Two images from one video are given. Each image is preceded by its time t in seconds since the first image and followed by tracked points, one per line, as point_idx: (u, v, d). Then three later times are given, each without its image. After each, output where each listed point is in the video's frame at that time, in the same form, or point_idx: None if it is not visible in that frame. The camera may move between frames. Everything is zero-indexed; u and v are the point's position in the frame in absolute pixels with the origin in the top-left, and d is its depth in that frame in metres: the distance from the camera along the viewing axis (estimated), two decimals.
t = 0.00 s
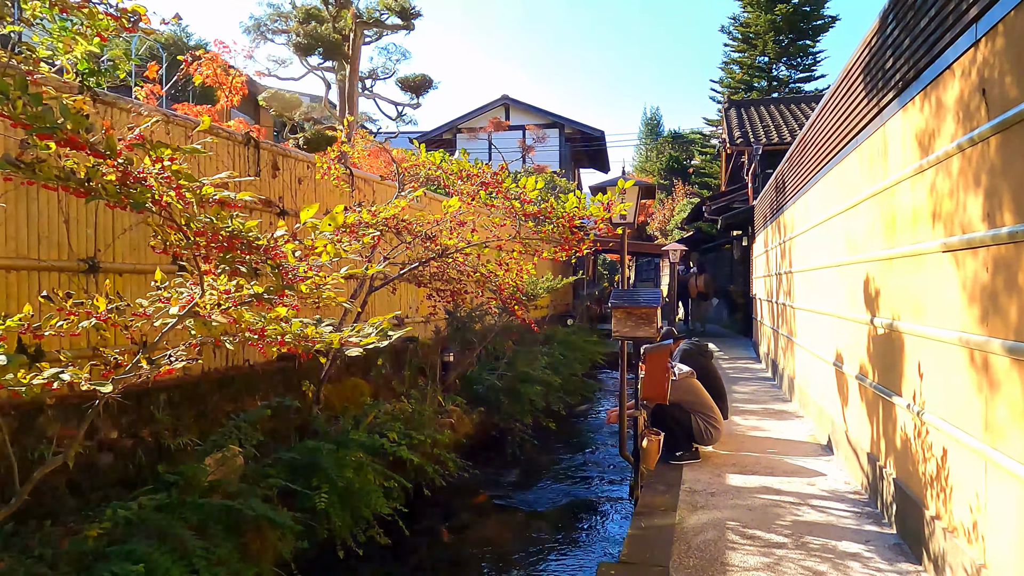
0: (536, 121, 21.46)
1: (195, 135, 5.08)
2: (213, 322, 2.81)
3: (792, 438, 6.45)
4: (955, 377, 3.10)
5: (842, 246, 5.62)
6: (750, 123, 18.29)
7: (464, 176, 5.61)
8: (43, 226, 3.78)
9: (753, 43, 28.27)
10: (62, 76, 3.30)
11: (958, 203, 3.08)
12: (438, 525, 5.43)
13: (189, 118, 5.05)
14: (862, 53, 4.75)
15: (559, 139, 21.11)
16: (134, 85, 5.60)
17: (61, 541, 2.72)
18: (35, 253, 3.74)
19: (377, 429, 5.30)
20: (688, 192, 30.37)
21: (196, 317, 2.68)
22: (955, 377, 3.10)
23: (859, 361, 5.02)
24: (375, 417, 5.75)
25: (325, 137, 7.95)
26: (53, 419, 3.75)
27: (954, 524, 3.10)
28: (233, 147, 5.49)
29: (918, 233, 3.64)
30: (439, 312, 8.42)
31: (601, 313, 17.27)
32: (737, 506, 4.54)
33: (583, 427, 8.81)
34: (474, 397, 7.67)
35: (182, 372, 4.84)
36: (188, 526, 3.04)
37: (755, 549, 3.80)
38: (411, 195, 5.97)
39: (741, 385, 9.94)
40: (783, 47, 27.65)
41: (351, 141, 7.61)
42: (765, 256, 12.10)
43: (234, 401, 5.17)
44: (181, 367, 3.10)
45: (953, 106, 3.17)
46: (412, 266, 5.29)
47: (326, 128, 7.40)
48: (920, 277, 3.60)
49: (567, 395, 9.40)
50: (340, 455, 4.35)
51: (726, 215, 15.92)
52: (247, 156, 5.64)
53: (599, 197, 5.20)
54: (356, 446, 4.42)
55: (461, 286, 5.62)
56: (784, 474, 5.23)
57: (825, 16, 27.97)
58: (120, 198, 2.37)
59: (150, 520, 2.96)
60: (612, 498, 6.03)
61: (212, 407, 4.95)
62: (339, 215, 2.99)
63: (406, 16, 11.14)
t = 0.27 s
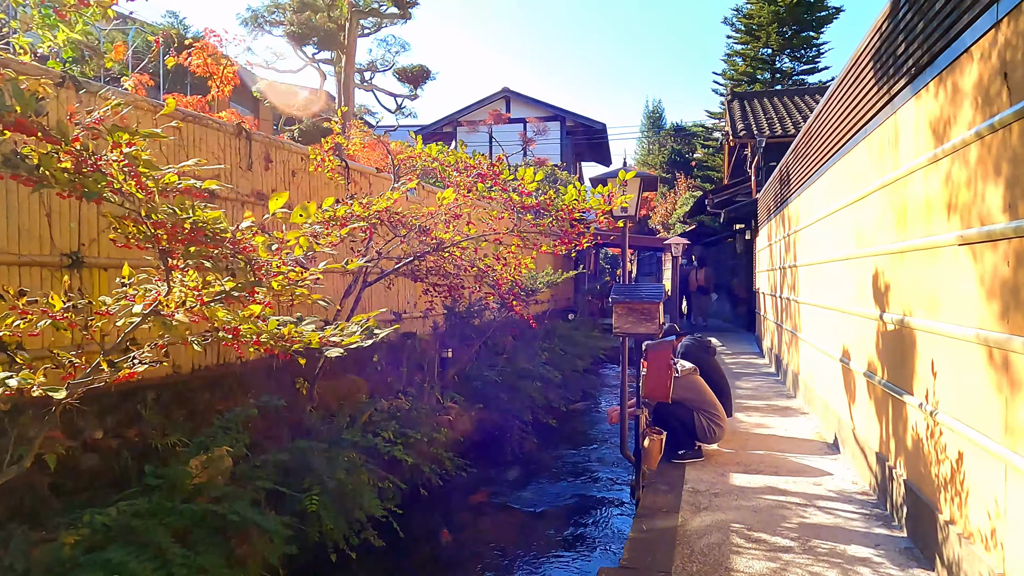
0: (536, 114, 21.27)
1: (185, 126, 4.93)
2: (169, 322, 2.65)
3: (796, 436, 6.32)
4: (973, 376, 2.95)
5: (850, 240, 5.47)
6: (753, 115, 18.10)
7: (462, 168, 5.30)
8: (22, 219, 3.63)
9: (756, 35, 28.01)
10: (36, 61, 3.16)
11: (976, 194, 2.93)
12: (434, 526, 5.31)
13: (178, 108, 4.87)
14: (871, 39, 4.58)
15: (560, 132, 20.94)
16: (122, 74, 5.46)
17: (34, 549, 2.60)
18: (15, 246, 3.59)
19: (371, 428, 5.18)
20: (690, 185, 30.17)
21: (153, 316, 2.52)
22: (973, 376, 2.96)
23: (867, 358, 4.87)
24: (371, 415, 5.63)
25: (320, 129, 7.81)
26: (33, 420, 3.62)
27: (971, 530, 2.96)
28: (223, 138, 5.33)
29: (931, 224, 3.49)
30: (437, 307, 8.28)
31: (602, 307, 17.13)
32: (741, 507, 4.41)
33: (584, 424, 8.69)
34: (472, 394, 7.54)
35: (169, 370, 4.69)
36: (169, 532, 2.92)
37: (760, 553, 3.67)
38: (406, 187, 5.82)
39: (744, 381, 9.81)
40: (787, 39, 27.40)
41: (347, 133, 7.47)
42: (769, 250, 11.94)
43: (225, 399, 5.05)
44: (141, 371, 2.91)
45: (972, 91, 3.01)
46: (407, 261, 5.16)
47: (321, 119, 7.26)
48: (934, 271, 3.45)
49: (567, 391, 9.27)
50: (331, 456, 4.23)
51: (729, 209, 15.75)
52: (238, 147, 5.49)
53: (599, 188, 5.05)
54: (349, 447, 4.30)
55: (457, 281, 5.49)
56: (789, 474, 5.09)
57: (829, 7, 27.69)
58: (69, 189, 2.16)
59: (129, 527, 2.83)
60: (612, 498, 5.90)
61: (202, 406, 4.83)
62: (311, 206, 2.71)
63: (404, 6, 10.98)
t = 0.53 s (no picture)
0: (538, 102, 21.05)
1: (173, 112, 4.80)
2: (131, 316, 2.52)
3: (800, 428, 6.20)
4: (987, 370, 2.82)
5: (857, 228, 5.33)
6: (757, 103, 17.86)
7: (457, 155, 5.14)
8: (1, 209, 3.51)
9: (761, 22, 27.66)
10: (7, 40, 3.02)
11: (992, 179, 2.79)
12: (430, 521, 5.22)
13: (165, 94, 4.72)
14: (880, 20, 4.42)
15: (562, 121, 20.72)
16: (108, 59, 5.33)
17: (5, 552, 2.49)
18: None
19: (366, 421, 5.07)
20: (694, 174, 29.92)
21: (104, 309, 2.39)
22: (987, 371, 2.82)
23: (874, 349, 4.74)
24: (366, 408, 5.52)
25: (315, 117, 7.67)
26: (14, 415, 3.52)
27: (984, 530, 2.84)
28: (213, 125, 5.19)
29: (943, 212, 3.36)
30: (435, 298, 8.17)
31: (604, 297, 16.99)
32: (744, 503, 4.30)
33: (584, 416, 8.58)
34: (471, 386, 7.44)
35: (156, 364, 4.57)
36: (149, 532, 2.81)
37: (763, 552, 3.55)
38: (401, 175, 5.68)
39: (748, 372, 9.69)
40: (792, 26, 27.05)
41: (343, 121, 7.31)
42: (773, 240, 11.77)
43: (215, 392, 4.94)
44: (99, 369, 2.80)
45: (989, 72, 2.86)
46: (401, 250, 5.03)
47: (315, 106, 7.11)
48: (946, 260, 3.31)
49: (567, 383, 9.16)
50: (323, 451, 4.12)
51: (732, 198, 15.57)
52: (228, 135, 5.35)
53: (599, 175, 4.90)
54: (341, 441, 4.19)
55: (454, 271, 5.37)
56: (793, 468, 4.98)
57: None
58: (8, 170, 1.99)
59: (107, 527, 2.72)
60: (612, 492, 5.80)
61: (192, 399, 4.73)
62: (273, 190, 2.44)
63: None
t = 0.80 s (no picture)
0: (541, 87, 20.83)
1: (164, 94, 4.68)
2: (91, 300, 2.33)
3: (805, 417, 6.11)
4: (1001, 358, 2.72)
5: (864, 213, 5.20)
6: (763, 88, 17.62)
7: (455, 138, 5.01)
8: None
9: (768, 6, 27.27)
10: None
11: (1009, 159, 2.67)
12: (429, 510, 5.16)
13: (156, 75, 4.61)
14: None
15: (566, 106, 20.51)
16: (99, 40, 5.20)
17: None
18: None
19: (363, 410, 5.00)
20: (699, 161, 29.68)
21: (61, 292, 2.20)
22: (1001, 358, 2.72)
23: (881, 337, 4.64)
24: (364, 397, 5.45)
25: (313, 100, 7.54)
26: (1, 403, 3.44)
27: (995, 524, 2.75)
28: (206, 108, 5.07)
29: (956, 194, 3.24)
30: (435, 285, 8.08)
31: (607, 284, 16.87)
32: (747, 493, 4.21)
33: (586, 403, 8.51)
34: (471, 373, 7.36)
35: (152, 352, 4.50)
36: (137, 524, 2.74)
37: (767, 544, 3.47)
38: (396, 160, 5.56)
39: (751, 360, 9.59)
40: (799, 9, 26.67)
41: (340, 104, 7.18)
42: (778, 226, 11.62)
43: (210, 380, 4.87)
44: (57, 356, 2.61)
45: (1006, 47, 2.73)
46: (397, 235, 4.94)
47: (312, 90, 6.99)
48: (958, 244, 3.20)
49: (569, 371, 9.09)
50: (318, 440, 4.05)
51: (737, 184, 15.41)
52: (222, 118, 5.24)
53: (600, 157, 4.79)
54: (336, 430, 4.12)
55: (452, 257, 5.27)
56: (797, 458, 4.89)
57: None
58: None
59: (90, 518, 2.65)
60: (613, 480, 5.73)
61: (186, 387, 4.66)
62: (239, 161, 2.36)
63: None
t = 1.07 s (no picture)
0: (546, 67, 20.56)
1: (159, 71, 4.57)
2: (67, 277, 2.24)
3: (812, 401, 6.03)
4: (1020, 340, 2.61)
5: (876, 193, 5.08)
6: (772, 68, 17.34)
7: (456, 115, 4.89)
8: None
9: None
10: None
11: None
12: (430, 494, 5.11)
13: (150, 51, 4.50)
14: None
15: (571, 86, 20.26)
16: (93, 15, 5.08)
17: None
18: None
19: (364, 393, 4.94)
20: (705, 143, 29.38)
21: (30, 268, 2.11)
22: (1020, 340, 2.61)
23: (892, 319, 4.54)
24: (365, 379, 5.39)
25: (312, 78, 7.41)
26: None
27: (1011, 511, 2.66)
28: (202, 85, 4.97)
29: (974, 171, 3.12)
30: (438, 268, 8.00)
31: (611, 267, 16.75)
32: (753, 478, 4.14)
33: (589, 387, 8.45)
34: (474, 356, 7.30)
35: (149, 334, 4.44)
36: (129, 508, 2.69)
37: (773, 530, 3.39)
38: (396, 139, 5.45)
39: (758, 343, 9.50)
40: None
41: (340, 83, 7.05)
42: (786, 208, 11.47)
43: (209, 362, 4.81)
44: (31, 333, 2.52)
45: None
46: (397, 215, 4.85)
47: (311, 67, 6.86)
48: (976, 223, 3.09)
49: (573, 354, 9.01)
50: (316, 424, 4.00)
51: (744, 165, 15.22)
52: (219, 95, 5.14)
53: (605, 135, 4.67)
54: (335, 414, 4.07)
55: (453, 238, 5.18)
56: (805, 442, 4.81)
57: None
58: None
59: (81, 503, 2.59)
60: (617, 464, 5.67)
61: (184, 369, 4.60)
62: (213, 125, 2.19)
63: None
